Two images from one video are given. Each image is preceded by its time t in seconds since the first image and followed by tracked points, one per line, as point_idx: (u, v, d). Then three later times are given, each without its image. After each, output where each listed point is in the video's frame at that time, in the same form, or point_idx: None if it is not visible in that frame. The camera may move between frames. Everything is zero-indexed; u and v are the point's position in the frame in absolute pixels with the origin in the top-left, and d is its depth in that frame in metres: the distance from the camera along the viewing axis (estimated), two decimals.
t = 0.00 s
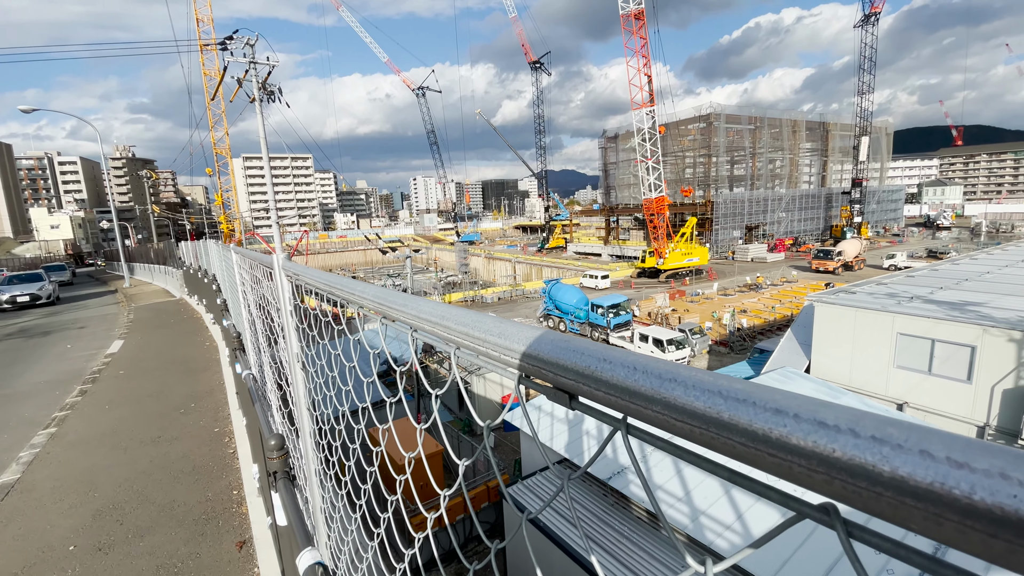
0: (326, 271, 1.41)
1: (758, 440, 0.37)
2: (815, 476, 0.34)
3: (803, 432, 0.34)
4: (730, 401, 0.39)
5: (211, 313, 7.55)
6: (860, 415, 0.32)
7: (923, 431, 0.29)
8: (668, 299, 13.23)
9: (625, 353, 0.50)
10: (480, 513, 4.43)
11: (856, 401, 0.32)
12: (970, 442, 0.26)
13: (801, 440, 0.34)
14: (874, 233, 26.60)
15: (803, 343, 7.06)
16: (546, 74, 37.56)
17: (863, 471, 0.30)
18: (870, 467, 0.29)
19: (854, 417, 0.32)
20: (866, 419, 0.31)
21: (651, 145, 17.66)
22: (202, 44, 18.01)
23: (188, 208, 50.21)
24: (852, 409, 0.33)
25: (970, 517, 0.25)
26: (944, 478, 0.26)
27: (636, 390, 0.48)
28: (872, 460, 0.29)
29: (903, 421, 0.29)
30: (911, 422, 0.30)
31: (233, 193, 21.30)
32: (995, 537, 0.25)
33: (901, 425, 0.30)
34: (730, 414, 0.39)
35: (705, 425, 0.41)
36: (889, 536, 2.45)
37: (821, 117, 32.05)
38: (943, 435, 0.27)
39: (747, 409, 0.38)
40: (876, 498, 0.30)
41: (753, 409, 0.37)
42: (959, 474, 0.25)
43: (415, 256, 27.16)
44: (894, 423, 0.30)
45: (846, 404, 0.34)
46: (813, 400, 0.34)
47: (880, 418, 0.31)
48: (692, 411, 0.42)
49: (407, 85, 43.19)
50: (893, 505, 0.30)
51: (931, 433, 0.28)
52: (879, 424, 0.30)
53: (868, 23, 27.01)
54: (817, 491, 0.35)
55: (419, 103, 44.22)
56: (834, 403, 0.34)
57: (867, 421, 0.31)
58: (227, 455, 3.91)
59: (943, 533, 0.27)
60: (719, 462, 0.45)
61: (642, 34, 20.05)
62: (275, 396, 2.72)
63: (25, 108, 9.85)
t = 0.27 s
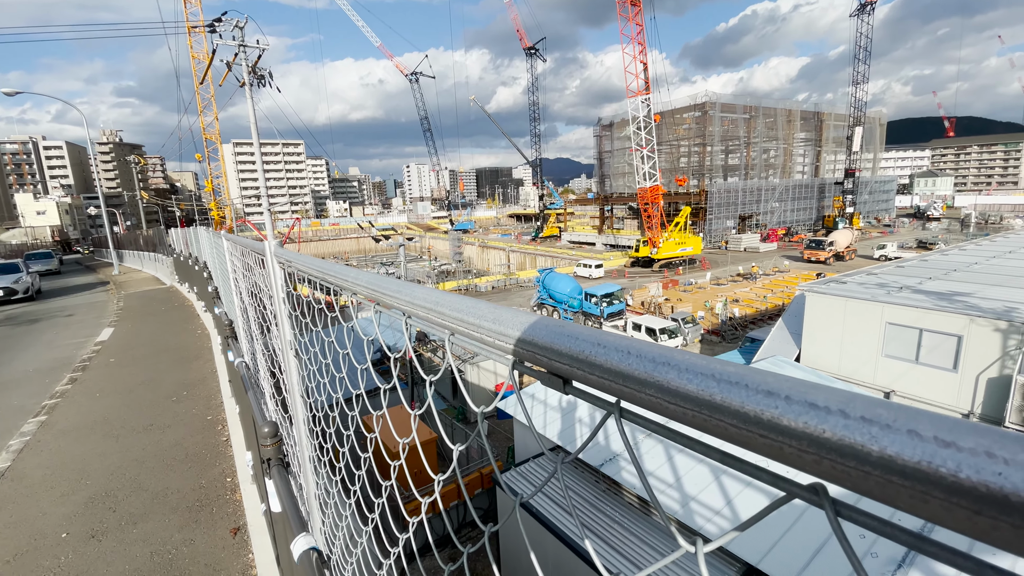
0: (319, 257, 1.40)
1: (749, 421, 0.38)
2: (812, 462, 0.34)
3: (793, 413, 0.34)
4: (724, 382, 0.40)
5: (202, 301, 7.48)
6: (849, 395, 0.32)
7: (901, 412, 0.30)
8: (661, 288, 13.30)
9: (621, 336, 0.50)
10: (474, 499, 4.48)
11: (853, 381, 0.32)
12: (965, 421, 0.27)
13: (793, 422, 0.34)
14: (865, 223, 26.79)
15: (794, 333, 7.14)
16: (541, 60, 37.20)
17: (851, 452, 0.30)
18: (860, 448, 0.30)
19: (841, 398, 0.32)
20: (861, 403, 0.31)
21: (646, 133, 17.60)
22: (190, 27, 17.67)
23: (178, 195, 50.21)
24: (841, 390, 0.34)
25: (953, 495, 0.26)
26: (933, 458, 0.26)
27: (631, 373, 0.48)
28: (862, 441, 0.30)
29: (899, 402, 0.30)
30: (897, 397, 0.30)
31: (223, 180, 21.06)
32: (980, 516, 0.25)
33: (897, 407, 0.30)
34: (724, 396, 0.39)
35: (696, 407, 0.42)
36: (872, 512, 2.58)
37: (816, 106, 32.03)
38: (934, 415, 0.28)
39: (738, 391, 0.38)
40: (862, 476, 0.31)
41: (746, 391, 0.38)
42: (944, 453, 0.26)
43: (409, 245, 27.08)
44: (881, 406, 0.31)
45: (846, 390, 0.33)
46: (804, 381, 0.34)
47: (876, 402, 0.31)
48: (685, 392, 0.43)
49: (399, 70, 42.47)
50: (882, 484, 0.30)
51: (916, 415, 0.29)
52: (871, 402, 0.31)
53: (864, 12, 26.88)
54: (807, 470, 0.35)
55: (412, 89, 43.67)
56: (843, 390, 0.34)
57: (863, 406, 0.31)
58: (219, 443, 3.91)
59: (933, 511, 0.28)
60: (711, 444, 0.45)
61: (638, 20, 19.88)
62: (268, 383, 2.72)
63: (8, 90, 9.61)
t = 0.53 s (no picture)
0: (309, 247, 1.39)
1: (743, 408, 0.38)
2: (810, 449, 0.34)
3: (791, 398, 0.34)
4: (719, 369, 0.40)
5: (192, 292, 7.39)
6: (846, 381, 0.32)
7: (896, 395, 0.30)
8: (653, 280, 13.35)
9: (616, 325, 0.50)
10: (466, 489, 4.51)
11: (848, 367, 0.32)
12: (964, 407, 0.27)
13: (789, 409, 0.34)
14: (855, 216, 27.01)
15: (783, 325, 7.21)
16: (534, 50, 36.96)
17: (849, 437, 0.30)
18: (858, 433, 0.30)
19: (840, 384, 0.32)
20: (856, 387, 0.32)
21: (640, 125, 17.58)
22: (177, 12, 17.33)
23: (166, 184, 50.14)
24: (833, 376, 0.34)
25: (955, 482, 0.26)
26: (932, 443, 0.26)
27: (625, 360, 0.48)
28: (860, 426, 0.30)
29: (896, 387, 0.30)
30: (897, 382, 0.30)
31: (212, 169, 20.79)
32: (982, 503, 0.25)
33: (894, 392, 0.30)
34: (720, 381, 0.39)
35: (693, 395, 0.42)
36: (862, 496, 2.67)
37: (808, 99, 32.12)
38: (932, 400, 0.28)
39: (734, 377, 0.38)
40: (861, 465, 0.31)
41: (743, 377, 0.38)
42: (943, 438, 0.26)
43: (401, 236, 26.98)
44: (879, 392, 0.31)
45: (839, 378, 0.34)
46: (802, 366, 0.34)
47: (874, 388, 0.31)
48: (679, 380, 0.43)
49: (391, 58, 41.96)
50: (879, 470, 0.30)
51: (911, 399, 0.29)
52: (869, 389, 0.31)
53: (857, 4, 26.90)
54: (804, 458, 0.35)
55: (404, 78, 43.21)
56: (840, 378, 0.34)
57: (856, 392, 0.31)
58: (211, 434, 3.89)
59: (936, 499, 0.28)
60: (708, 432, 0.45)
61: (632, 11, 19.78)
62: (259, 373, 2.70)
63: None
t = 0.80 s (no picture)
0: (297, 240, 1.37)
1: (740, 401, 0.38)
2: (803, 440, 0.34)
3: (787, 391, 0.34)
4: (715, 361, 0.40)
5: (180, 286, 7.29)
6: (844, 373, 0.32)
7: (894, 388, 0.30)
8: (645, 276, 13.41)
9: (611, 318, 0.50)
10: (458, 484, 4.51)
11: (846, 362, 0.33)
12: (966, 402, 0.27)
13: (787, 401, 0.34)
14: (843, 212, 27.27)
15: (773, 319, 7.27)
16: (527, 43, 36.79)
17: (848, 430, 0.31)
18: (855, 427, 0.30)
19: (837, 375, 0.32)
20: (853, 379, 0.32)
21: (632, 120, 17.58)
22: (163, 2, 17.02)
23: (154, 177, 50.03)
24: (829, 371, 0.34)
25: (956, 477, 0.26)
26: (932, 437, 0.26)
27: (620, 352, 0.48)
28: (859, 420, 0.30)
29: (888, 378, 0.30)
30: (894, 377, 0.30)
31: (200, 162, 20.54)
32: (981, 496, 0.26)
33: (892, 382, 0.30)
34: (715, 375, 0.39)
35: (688, 388, 0.42)
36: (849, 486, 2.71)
37: (798, 96, 32.29)
38: (928, 392, 0.28)
39: (730, 371, 0.38)
40: (860, 459, 0.31)
41: (739, 369, 0.38)
42: (950, 432, 0.26)
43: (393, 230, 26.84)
44: (879, 383, 0.31)
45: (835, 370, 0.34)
46: (799, 359, 0.34)
47: (870, 379, 0.31)
48: (675, 373, 0.43)
49: (382, 51, 41.56)
50: (879, 465, 0.30)
51: (911, 390, 0.29)
52: (866, 381, 0.31)
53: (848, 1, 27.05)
54: (800, 451, 0.36)
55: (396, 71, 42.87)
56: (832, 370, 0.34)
57: (854, 384, 0.31)
58: (201, 430, 3.86)
59: (935, 495, 0.28)
60: (703, 426, 0.45)
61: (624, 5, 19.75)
62: (248, 368, 2.68)
63: None
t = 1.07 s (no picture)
0: (285, 239, 1.36)
1: (731, 403, 0.38)
2: (794, 444, 0.34)
3: (777, 394, 0.35)
4: (707, 363, 0.40)
5: (167, 284, 7.19)
6: (833, 375, 0.32)
7: (877, 389, 0.31)
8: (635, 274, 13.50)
9: (604, 320, 0.50)
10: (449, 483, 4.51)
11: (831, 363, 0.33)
12: (955, 402, 0.27)
13: (775, 403, 0.35)
14: (831, 211, 27.63)
15: (761, 317, 7.36)
16: (518, 41, 36.73)
17: (839, 431, 0.31)
18: (845, 428, 0.31)
19: (828, 377, 0.33)
20: (843, 380, 0.32)
21: (623, 119, 17.62)
22: None
23: (140, 174, 49.66)
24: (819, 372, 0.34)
25: (946, 477, 0.26)
26: (925, 440, 0.26)
27: (611, 355, 0.48)
28: (848, 422, 0.30)
29: (876, 380, 0.30)
30: (885, 380, 0.30)
31: (187, 159, 20.30)
32: (970, 497, 0.26)
33: (883, 385, 0.30)
34: (706, 376, 0.39)
35: (677, 389, 0.42)
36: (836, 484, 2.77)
37: (787, 95, 32.60)
38: (918, 394, 0.28)
39: (721, 372, 0.39)
40: (849, 459, 0.32)
41: (729, 371, 0.38)
42: (935, 432, 0.26)
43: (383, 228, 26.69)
44: (868, 386, 0.31)
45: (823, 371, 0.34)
46: (791, 360, 0.34)
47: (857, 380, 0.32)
48: (665, 374, 0.43)
49: (373, 47, 41.31)
50: (870, 467, 0.31)
51: (899, 390, 0.30)
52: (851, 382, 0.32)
53: (835, 3, 27.37)
54: (789, 453, 0.36)
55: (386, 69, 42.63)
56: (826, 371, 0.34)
57: (845, 385, 0.32)
58: (188, 430, 3.81)
59: (923, 494, 0.28)
60: (694, 426, 0.46)
61: (615, 4, 19.83)
62: (236, 368, 2.65)
63: None
